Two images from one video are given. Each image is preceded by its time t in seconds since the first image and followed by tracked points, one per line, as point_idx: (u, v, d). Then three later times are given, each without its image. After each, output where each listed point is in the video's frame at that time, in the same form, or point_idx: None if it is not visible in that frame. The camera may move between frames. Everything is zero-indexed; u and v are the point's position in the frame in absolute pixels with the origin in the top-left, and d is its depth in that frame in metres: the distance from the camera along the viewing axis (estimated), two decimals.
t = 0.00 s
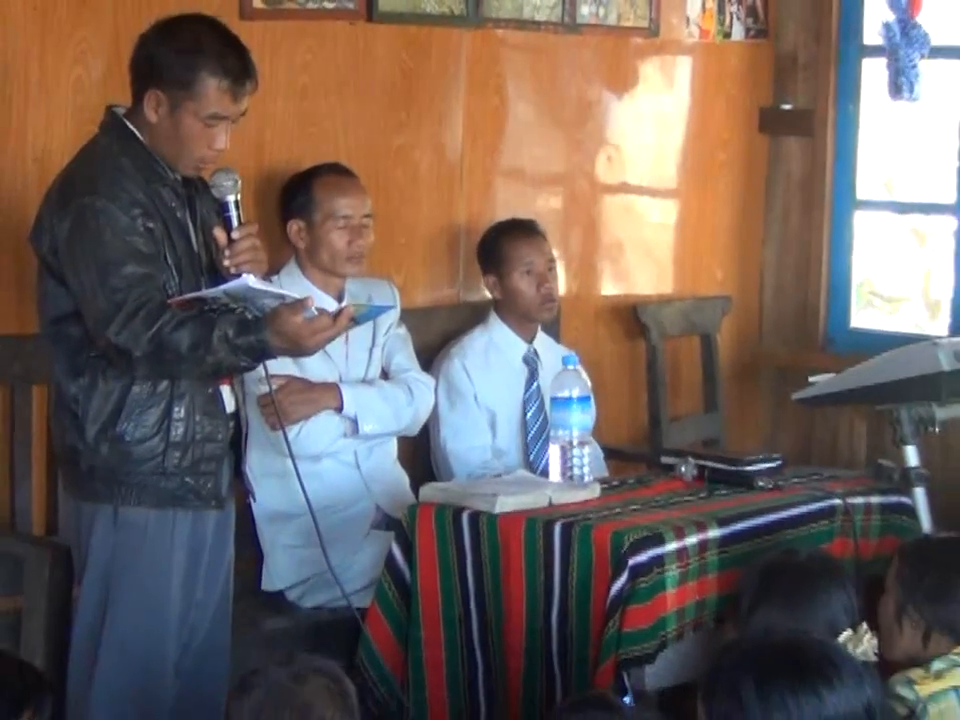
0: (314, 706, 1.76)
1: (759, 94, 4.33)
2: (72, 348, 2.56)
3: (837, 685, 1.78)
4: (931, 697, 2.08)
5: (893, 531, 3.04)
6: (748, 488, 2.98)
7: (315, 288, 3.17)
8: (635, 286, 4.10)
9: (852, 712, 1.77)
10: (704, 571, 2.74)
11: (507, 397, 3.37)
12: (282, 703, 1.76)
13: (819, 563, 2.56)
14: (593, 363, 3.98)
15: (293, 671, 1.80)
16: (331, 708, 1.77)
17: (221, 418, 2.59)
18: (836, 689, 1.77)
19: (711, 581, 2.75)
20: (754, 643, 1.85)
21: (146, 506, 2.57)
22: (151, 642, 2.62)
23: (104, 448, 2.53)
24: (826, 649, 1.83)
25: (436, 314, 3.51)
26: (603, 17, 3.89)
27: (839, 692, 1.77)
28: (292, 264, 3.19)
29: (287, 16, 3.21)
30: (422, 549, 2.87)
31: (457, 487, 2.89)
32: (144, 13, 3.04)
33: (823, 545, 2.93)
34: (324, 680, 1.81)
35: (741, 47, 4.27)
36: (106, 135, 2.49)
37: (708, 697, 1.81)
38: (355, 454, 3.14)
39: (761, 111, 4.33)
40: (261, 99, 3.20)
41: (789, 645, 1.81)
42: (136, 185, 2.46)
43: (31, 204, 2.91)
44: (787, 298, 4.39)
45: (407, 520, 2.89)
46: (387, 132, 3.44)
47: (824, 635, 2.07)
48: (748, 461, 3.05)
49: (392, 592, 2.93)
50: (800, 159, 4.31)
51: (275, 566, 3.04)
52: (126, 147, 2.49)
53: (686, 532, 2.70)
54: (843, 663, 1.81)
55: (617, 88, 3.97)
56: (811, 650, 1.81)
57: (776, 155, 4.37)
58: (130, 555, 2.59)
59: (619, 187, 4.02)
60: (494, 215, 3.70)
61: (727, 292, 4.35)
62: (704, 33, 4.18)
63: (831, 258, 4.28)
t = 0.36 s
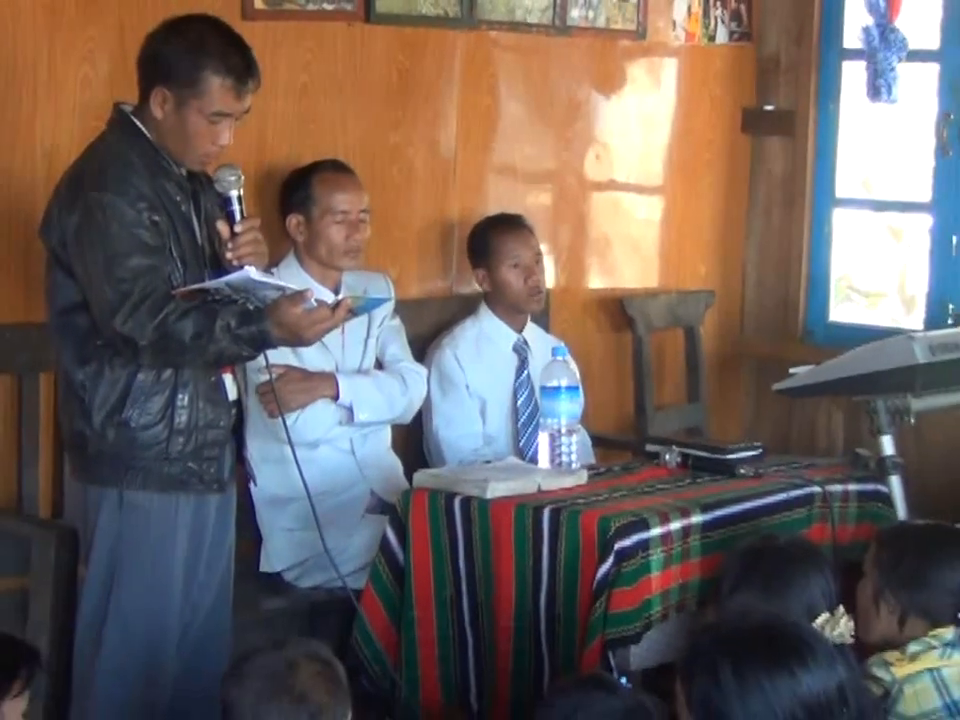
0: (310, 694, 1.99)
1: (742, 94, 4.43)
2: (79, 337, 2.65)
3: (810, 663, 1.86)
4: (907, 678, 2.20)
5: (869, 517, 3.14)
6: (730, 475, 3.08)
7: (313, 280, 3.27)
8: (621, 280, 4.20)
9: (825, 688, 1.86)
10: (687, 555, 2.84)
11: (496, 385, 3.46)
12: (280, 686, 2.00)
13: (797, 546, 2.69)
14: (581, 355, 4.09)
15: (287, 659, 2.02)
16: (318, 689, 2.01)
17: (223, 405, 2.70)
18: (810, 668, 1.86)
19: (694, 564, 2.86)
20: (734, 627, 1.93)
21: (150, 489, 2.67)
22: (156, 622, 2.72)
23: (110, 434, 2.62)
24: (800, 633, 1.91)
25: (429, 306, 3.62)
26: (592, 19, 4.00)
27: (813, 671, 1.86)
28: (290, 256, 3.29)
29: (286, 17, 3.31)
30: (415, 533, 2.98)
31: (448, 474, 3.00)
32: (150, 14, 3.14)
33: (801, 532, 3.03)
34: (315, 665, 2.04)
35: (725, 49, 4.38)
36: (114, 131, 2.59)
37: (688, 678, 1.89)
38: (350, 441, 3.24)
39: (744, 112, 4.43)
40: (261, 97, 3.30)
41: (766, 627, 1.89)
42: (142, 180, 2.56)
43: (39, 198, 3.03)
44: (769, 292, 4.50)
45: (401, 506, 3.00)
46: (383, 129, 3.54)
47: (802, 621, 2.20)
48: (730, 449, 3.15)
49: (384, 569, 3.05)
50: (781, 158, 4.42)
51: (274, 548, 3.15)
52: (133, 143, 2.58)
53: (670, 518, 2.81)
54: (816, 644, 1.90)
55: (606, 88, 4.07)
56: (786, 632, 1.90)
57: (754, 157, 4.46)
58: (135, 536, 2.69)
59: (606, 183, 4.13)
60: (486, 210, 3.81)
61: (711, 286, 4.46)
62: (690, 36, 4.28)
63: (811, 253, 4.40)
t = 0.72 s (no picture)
0: (291, 671, 2.16)
1: (733, 100, 4.56)
2: (98, 332, 2.77)
3: (797, 647, 1.87)
4: (893, 660, 2.36)
5: (855, 506, 3.25)
6: (723, 465, 3.21)
7: (322, 276, 3.40)
8: (617, 277, 4.33)
9: (812, 671, 1.86)
10: (681, 542, 2.97)
11: (497, 377, 3.59)
12: (263, 668, 2.15)
13: (783, 531, 2.82)
14: (578, 349, 4.22)
15: (261, 641, 2.18)
16: (296, 666, 2.17)
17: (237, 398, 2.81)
18: (797, 650, 1.86)
19: (687, 551, 2.98)
20: (720, 610, 1.93)
21: (167, 477, 2.78)
22: (170, 605, 2.84)
23: (128, 424, 2.75)
24: (786, 618, 1.92)
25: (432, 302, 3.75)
26: (590, 27, 4.13)
27: (799, 653, 1.86)
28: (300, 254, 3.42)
29: (295, 24, 3.44)
30: (420, 520, 3.11)
31: (451, 463, 3.12)
32: (165, 21, 3.27)
33: (790, 520, 3.14)
34: (289, 647, 2.20)
35: (718, 56, 4.51)
36: (134, 132, 2.72)
37: (678, 659, 1.88)
38: (357, 431, 3.38)
39: (735, 116, 4.56)
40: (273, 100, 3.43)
41: (759, 616, 1.89)
42: (161, 181, 2.67)
43: (61, 199, 3.15)
44: (761, 290, 4.62)
45: (407, 494, 3.12)
46: (390, 132, 3.67)
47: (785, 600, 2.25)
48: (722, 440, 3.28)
49: (390, 552, 3.18)
50: (771, 160, 4.54)
51: (284, 535, 3.30)
52: (152, 144, 2.71)
53: (665, 506, 2.93)
54: (802, 627, 1.91)
55: (603, 92, 4.20)
56: (769, 618, 1.90)
57: (745, 159, 4.59)
58: (151, 522, 2.80)
59: (603, 185, 4.26)
60: (487, 210, 3.94)
61: (703, 283, 4.59)
62: (683, 42, 4.41)
63: (800, 252, 4.53)
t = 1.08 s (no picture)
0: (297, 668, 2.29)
1: (733, 107, 4.68)
2: (122, 325, 2.88)
3: (805, 633, 2.02)
4: (882, 644, 2.52)
5: (847, 496, 3.38)
6: (719, 456, 3.34)
7: (336, 272, 3.54)
8: (619, 276, 4.46)
9: (819, 655, 2.01)
10: (680, 530, 3.09)
11: (504, 371, 3.73)
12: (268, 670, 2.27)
13: (781, 525, 2.96)
14: (582, 345, 4.35)
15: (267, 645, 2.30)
16: (299, 662, 2.30)
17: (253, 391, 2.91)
18: (805, 636, 2.01)
19: (686, 538, 3.11)
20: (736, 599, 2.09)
21: (185, 467, 2.89)
22: (189, 589, 2.97)
23: (148, 415, 2.85)
24: (796, 605, 2.07)
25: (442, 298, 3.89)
26: (595, 35, 4.26)
27: (807, 638, 2.02)
28: (315, 250, 3.56)
29: (312, 30, 3.58)
30: (430, 508, 3.25)
31: (460, 452, 3.26)
32: (190, 31, 3.41)
33: (785, 510, 3.26)
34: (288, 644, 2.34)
35: (719, 64, 4.64)
36: (161, 135, 2.84)
37: (693, 642, 2.05)
38: (370, 422, 3.52)
39: (734, 122, 4.69)
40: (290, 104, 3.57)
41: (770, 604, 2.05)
42: (185, 185, 2.80)
43: (87, 197, 3.31)
44: (757, 290, 4.75)
45: (417, 482, 3.26)
46: (403, 135, 3.81)
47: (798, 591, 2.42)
48: (719, 433, 3.41)
49: (400, 537, 3.33)
50: (769, 167, 4.68)
51: (298, 520, 3.45)
52: (179, 147, 2.84)
53: (665, 495, 3.06)
54: (809, 614, 2.06)
55: (607, 98, 4.33)
56: (779, 604, 2.05)
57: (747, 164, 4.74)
58: (169, 510, 2.93)
59: (606, 187, 4.39)
60: (495, 210, 4.07)
61: (703, 282, 4.72)
62: (685, 51, 4.54)
63: (796, 252, 4.67)
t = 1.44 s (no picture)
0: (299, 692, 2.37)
1: (727, 111, 4.83)
2: (139, 321, 2.97)
3: (806, 616, 2.18)
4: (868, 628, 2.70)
5: (834, 485, 3.52)
6: (712, 446, 3.48)
7: (346, 268, 3.69)
8: (617, 273, 4.61)
9: (816, 639, 2.17)
10: (674, 516, 3.24)
11: (506, 362, 3.87)
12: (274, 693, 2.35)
13: (769, 511, 3.11)
14: (581, 338, 4.50)
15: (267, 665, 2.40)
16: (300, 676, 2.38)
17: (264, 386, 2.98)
18: (805, 618, 2.17)
19: (680, 524, 3.25)
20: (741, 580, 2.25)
21: (197, 461, 2.96)
22: (202, 580, 3.04)
23: (162, 409, 2.93)
24: (799, 589, 2.22)
25: (447, 293, 4.04)
26: (596, 42, 4.40)
27: (806, 622, 2.17)
28: (325, 247, 3.71)
29: (325, 36, 3.73)
30: (434, 493, 3.39)
31: (463, 440, 3.40)
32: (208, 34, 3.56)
33: (774, 497, 3.40)
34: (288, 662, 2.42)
35: (714, 70, 4.78)
36: (180, 140, 2.90)
37: (696, 618, 2.20)
38: (377, 412, 3.68)
39: (728, 126, 4.83)
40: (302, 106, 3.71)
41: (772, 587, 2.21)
42: (203, 193, 2.86)
43: (108, 193, 3.46)
44: (749, 287, 4.90)
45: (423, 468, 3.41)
46: (411, 137, 3.95)
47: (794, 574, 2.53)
48: (712, 424, 3.55)
49: (405, 522, 3.47)
50: (761, 168, 4.82)
51: (308, 505, 3.58)
52: (198, 154, 2.90)
53: (659, 483, 3.20)
54: (811, 599, 2.21)
55: (607, 102, 4.48)
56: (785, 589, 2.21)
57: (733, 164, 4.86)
58: (183, 501, 3.00)
59: (605, 188, 4.53)
60: (498, 208, 4.22)
61: (697, 280, 4.87)
62: (682, 58, 4.68)
63: (786, 248, 4.81)
